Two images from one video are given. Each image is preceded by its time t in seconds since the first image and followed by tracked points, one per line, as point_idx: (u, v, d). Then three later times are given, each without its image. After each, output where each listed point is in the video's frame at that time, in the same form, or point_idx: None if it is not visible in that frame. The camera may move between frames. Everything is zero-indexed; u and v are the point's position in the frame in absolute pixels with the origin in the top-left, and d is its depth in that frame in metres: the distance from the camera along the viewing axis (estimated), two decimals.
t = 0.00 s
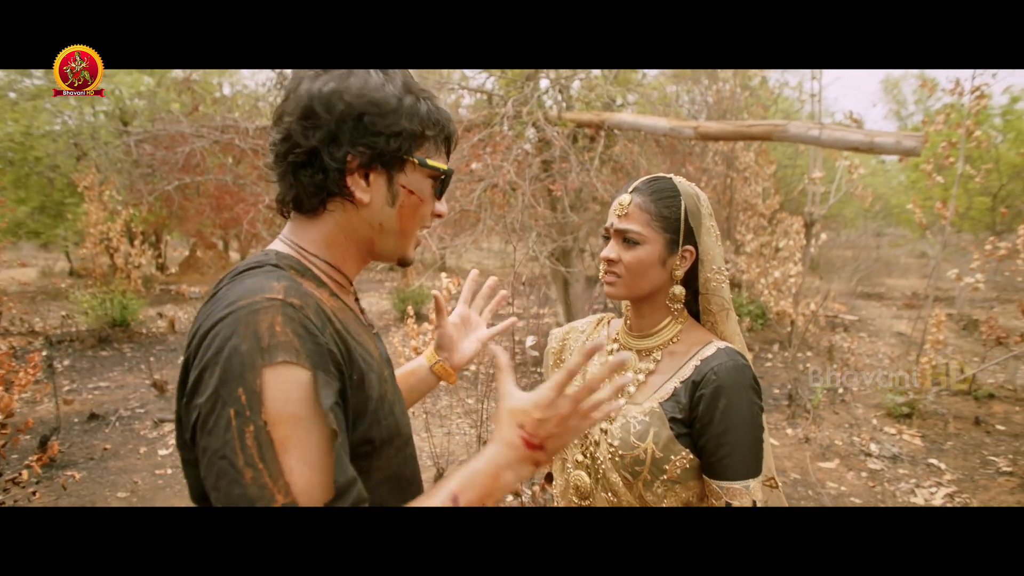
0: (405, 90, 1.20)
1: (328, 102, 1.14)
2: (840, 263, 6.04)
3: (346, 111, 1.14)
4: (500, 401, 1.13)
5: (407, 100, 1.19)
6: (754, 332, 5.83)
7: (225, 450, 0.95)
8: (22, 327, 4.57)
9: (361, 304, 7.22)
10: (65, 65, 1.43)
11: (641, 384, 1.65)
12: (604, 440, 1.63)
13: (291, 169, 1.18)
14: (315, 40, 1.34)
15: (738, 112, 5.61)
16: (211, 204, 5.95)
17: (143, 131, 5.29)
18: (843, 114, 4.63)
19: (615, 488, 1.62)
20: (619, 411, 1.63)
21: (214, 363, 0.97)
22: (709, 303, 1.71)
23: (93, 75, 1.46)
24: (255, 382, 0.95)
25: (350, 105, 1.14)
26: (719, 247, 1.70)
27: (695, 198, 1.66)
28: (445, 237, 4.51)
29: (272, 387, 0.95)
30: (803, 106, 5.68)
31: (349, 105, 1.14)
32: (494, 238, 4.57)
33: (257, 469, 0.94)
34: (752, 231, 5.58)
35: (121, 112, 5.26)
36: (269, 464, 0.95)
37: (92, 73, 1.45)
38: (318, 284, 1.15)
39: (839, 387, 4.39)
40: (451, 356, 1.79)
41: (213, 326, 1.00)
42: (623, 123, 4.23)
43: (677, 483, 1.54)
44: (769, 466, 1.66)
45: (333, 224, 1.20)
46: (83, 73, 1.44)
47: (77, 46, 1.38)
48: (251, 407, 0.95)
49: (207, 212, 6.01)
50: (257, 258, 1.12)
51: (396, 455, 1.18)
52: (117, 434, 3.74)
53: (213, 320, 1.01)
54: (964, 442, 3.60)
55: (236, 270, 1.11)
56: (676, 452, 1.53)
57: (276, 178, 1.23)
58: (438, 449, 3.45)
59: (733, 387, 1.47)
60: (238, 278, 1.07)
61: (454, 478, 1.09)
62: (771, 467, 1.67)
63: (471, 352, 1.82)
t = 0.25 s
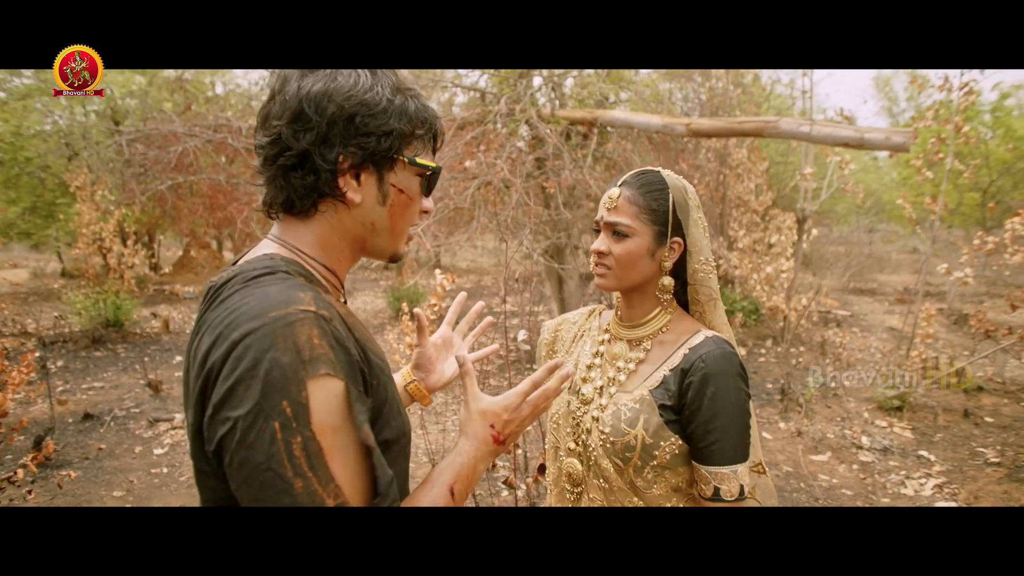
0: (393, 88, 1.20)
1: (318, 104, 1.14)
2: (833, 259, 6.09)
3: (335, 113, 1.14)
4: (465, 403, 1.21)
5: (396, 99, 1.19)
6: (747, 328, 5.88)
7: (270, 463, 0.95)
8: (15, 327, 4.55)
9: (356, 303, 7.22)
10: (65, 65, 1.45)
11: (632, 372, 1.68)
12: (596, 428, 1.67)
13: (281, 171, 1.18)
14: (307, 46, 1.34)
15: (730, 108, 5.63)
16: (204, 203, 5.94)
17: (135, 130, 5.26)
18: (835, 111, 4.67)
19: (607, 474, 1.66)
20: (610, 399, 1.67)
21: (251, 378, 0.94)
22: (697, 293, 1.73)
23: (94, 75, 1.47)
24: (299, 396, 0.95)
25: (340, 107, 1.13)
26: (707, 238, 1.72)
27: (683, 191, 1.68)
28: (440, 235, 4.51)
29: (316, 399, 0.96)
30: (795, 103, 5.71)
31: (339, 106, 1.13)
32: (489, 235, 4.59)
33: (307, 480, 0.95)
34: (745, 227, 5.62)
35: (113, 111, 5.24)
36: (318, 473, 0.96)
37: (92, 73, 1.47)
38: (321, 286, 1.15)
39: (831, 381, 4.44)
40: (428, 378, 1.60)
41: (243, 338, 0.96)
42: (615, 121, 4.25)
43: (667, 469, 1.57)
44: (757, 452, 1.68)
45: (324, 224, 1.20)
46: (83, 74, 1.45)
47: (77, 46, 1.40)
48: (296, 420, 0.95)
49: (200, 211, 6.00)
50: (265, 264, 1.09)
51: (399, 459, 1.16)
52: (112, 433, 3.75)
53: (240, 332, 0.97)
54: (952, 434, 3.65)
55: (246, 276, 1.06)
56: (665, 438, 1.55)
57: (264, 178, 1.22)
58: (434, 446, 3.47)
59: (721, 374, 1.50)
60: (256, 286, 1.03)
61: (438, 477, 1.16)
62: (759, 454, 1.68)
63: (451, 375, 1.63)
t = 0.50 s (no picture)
0: (387, 86, 1.21)
1: (312, 101, 1.15)
2: (838, 262, 6.07)
3: (329, 111, 1.14)
4: (465, 418, 1.22)
5: (391, 97, 1.20)
6: (751, 330, 5.87)
7: (263, 465, 0.96)
8: (22, 324, 4.58)
9: (360, 302, 7.23)
10: (66, 65, 1.44)
11: (633, 372, 1.69)
12: (597, 427, 1.68)
13: (276, 169, 1.19)
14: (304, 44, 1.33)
15: (736, 111, 5.63)
16: (210, 202, 5.96)
17: (142, 128, 5.29)
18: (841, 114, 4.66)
19: (606, 473, 1.66)
20: (610, 399, 1.68)
21: (246, 379, 0.95)
22: (698, 294, 1.73)
23: (94, 75, 1.47)
24: (293, 397, 0.96)
25: (334, 104, 1.14)
26: (708, 239, 1.72)
27: (683, 193, 1.68)
28: (444, 235, 4.52)
29: (311, 402, 0.97)
30: (801, 105, 5.70)
31: (333, 103, 1.14)
32: (492, 236, 4.60)
33: (299, 482, 0.96)
34: (750, 230, 5.60)
35: (119, 110, 5.27)
36: (311, 476, 0.97)
37: (92, 73, 1.46)
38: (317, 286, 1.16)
39: (834, 384, 4.43)
40: (420, 392, 1.56)
41: (239, 339, 0.97)
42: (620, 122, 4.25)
43: (667, 468, 1.57)
44: (756, 452, 1.67)
45: (320, 223, 1.21)
46: (83, 74, 1.44)
47: (77, 46, 1.40)
48: (290, 421, 0.96)
49: (206, 210, 6.02)
50: (262, 265, 1.10)
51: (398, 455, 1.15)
52: (117, 430, 3.77)
53: (237, 332, 0.98)
54: (956, 439, 3.64)
55: (243, 276, 1.07)
56: (666, 438, 1.56)
57: (260, 177, 1.23)
58: (435, 445, 3.48)
59: (721, 375, 1.50)
60: (253, 286, 1.04)
61: (433, 490, 1.16)
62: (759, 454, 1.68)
63: (444, 390, 1.58)
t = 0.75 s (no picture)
0: (381, 86, 1.22)
1: (305, 102, 1.15)
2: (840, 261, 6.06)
3: (322, 112, 1.15)
4: (455, 424, 1.23)
5: (384, 97, 1.20)
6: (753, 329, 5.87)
7: (240, 464, 0.96)
8: (25, 326, 4.59)
9: (362, 302, 7.24)
10: (66, 65, 1.44)
11: (633, 370, 1.69)
12: (597, 425, 1.69)
13: (270, 170, 1.19)
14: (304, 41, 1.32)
15: (737, 109, 5.63)
16: (212, 203, 5.97)
17: (144, 130, 5.30)
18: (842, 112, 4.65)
19: (607, 470, 1.66)
20: (611, 397, 1.68)
21: (226, 378, 0.95)
22: (697, 292, 1.74)
23: (93, 75, 1.46)
24: (272, 398, 0.96)
25: (327, 105, 1.14)
26: (705, 238, 1.73)
27: (681, 192, 1.69)
28: (445, 235, 4.52)
29: (289, 403, 0.97)
30: (802, 104, 5.70)
31: (326, 104, 1.14)
32: (494, 236, 4.60)
33: (275, 483, 0.96)
34: (751, 229, 5.60)
35: (121, 112, 5.28)
36: (287, 477, 0.96)
37: (92, 72, 1.45)
38: (310, 287, 1.16)
39: (836, 383, 4.42)
40: (420, 396, 1.57)
41: (220, 339, 0.97)
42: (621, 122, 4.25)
43: (667, 465, 1.58)
44: (756, 449, 1.67)
45: (314, 223, 1.21)
46: (83, 74, 1.44)
47: (77, 46, 1.39)
48: (267, 422, 0.95)
49: (208, 211, 6.03)
50: (251, 266, 1.10)
51: (386, 456, 1.18)
52: (120, 431, 3.78)
53: (220, 333, 0.99)
54: (959, 437, 3.64)
55: (230, 277, 1.08)
56: (666, 435, 1.56)
57: (254, 177, 1.24)
58: (437, 444, 3.48)
59: (720, 373, 1.50)
60: (238, 287, 1.05)
61: (417, 494, 1.16)
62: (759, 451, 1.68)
63: (444, 395, 1.59)
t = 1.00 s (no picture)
0: (371, 87, 1.22)
1: (294, 103, 1.15)
2: (835, 262, 6.08)
3: (311, 113, 1.15)
4: (446, 426, 1.23)
5: (374, 98, 1.20)
6: (748, 330, 5.89)
7: (226, 463, 0.95)
8: (18, 326, 4.56)
9: (359, 303, 7.23)
10: (66, 65, 1.43)
11: (629, 373, 1.70)
12: (594, 427, 1.69)
13: (260, 170, 1.19)
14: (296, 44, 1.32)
15: (733, 111, 5.66)
16: (207, 203, 5.95)
17: (139, 129, 5.27)
18: (837, 115, 4.67)
19: (604, 473, 1.67)
20: (607, 400, 1.69)
21: (213, 378, 0.95)
22: (691, 294, 1.75)
23: (94, 75, 1.46)
24: (259, 398, 0.95)
25: (316, 106, 1.15)
26: (700, 240, 1.74)
27: (675, 194, 1.70)
28: (442, 236, 4.52)
29: (275, 402, 0.96)
30: (797, 106, 5.72)
31: (315, 105, 1.15)
32: (490, 237, 4.60)
33: (262, 482, 0.96)
34: (747, 230, 5.62)
35: (116, 111, 5.26)
36: (273, 476, 0.96)
37: (93, 73, 1.45)
38: (300, 288, 1.16)
39: (831, 384, 4.45)
40: (413, 397, 1.56)
41: (208, 339, 0.97)
42: (617, 123, 4.25)
43: (663, 467, 1.58)
44: (751, 450, 1.68)
45: (304, 224, 1.21)
46: (83, 74, 1.43)
47: (77, 46, 1.39)
48: (254, 421, 0.95)
49: (203, 211, 6.01)
50: (241, 266, 1.10)
51: (376, 456, 1.19)
52: (114, 432, 3.77)
53: (207, 332, 0.99)
54: (952, 438, 3.66)
55: (220, 277, 1.08)
56: (662, 438, 1.56)
57: (246, 178, 1.24)
58: (433, 445, 3.47)
59: (715, 375, 1.51)
60: (227, 288, 1.05)
61: (405, 496, 1.17)
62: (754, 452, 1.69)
63: (437, 396, 1.59)
